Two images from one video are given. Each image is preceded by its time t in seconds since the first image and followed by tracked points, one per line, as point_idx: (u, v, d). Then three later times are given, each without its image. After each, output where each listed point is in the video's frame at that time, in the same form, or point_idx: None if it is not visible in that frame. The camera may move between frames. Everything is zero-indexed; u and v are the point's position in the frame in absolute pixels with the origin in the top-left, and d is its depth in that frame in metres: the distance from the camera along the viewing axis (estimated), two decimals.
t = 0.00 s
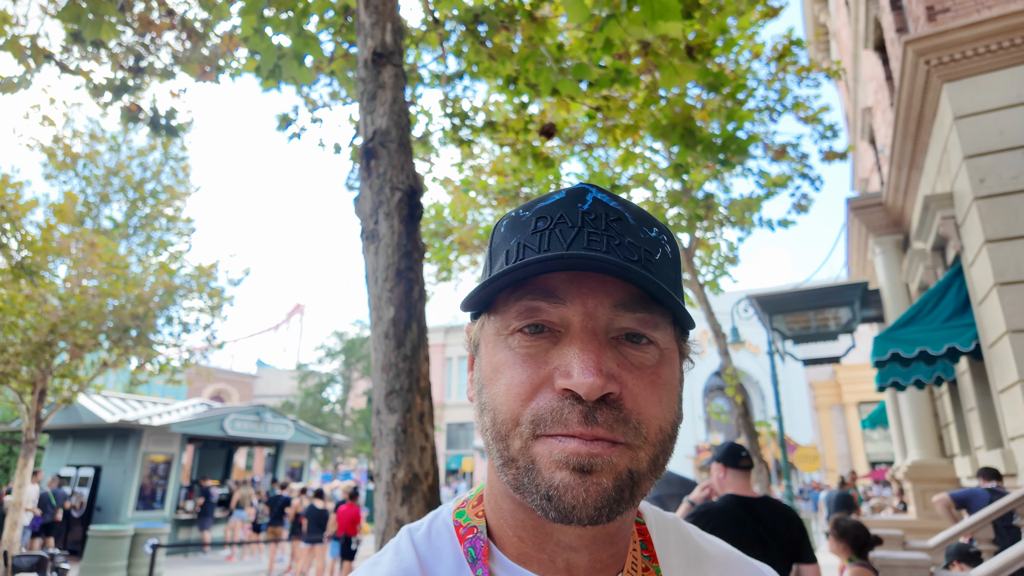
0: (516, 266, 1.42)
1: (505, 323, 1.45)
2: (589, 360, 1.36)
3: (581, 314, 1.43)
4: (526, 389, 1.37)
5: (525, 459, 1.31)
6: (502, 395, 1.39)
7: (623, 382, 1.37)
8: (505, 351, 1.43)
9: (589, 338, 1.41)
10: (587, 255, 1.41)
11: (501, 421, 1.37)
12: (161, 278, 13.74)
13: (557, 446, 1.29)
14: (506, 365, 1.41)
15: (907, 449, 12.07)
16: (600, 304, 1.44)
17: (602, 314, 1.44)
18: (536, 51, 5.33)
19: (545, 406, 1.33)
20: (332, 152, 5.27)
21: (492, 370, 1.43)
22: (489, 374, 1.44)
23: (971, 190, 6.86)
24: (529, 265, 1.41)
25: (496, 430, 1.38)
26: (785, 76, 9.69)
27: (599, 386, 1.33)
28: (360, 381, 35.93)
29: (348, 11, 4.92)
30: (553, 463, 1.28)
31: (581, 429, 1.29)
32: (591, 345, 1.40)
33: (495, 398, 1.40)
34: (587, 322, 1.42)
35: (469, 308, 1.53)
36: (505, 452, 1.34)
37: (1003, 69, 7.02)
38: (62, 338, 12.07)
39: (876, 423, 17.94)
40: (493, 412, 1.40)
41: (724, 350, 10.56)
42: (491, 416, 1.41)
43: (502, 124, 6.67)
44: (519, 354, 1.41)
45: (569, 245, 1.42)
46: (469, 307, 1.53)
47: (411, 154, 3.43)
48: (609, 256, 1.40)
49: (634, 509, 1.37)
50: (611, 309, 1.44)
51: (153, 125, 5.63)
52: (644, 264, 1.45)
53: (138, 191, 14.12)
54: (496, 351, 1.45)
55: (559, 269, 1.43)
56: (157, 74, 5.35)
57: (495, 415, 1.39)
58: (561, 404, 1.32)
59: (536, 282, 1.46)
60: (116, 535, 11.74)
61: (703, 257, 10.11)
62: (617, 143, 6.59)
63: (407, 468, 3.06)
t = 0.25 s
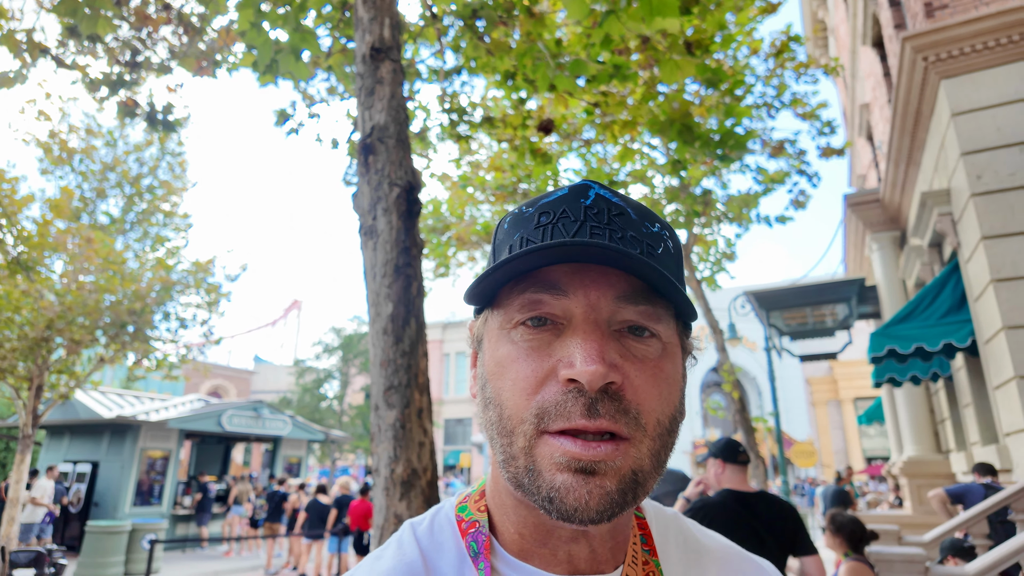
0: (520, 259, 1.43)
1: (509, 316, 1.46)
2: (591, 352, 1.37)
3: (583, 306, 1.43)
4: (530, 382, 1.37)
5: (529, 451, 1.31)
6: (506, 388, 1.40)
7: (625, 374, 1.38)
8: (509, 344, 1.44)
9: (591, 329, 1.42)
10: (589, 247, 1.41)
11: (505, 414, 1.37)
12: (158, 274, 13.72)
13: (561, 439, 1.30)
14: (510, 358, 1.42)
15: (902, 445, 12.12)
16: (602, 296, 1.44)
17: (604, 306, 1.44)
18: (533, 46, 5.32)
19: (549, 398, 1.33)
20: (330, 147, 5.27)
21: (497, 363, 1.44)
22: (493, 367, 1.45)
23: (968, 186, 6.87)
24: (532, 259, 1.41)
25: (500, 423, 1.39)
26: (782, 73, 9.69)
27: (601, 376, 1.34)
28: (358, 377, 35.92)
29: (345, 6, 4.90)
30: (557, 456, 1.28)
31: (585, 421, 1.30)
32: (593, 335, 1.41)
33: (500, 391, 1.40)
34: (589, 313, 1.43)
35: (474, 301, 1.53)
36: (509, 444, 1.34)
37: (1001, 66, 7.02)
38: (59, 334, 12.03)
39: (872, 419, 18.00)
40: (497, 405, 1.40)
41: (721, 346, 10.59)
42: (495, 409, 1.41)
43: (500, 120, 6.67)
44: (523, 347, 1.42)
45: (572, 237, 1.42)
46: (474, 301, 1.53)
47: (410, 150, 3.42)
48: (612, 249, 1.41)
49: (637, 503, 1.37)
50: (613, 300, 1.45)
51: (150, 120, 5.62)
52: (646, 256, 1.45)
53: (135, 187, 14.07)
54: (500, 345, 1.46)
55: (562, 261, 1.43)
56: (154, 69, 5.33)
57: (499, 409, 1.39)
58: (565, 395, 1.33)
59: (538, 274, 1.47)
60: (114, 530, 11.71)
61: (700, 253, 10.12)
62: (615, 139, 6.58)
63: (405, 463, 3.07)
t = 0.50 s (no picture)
0: (518, 256, 1.46)
1: (508, 313, 1.49)
2: (589, 347, 1.39)
3: (580, 301, 1.46)
4: (530, 378, 1.40)
5: (529, 447, 1.33)
6: (506, 384, 1.43)
7: (623, 369, 1.41)
8: (508, 340, 1.46)
9: (589, 324, 1.44)
10: (585, 243, 1.44)
11: (505, 410, 1.40)
12: (157, 269, 13.74)
13: (560, 434, 1.32)
14: (510, 354, 1.44)
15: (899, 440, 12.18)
16: (599, 291, 1.47)
17: (601, 301, 1.47)
18: (532, 42, 5.34)
19: (548, 395, 1.36)
20: (328, 143, 5.28)
21: (497, 359, 1.46)
22: (493, 363, 1.47)
23: (965, 183, 6.90)
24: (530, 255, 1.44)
25: (501, 419, 1.41)
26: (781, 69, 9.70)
27: (598, 370, 1.37)
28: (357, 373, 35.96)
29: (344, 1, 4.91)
30: (557, 451, 1.31)
31: (584, 416, 1.32)
32: (590, 330, 1.44)
33: (500, 387, 1.43)
34: (587, 309, 1.46)
35: (474, 298, 1.56)
36: (510, 440, 1.37)
37: (999, 62, 7.05)
38: (58, 329, 12.04)
39: (870, 415, 18.08)
40: (497, 401, 1.43)
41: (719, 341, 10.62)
42: (496, 405, 1.44)
43: (498, 116, 6.68)
44: (522, 343, 1.44)
45: (568, 233, 1.45)
46: (473, 298, 1.56)
47: (409, 146, 3.44)
48: (608, 245, 1.43)
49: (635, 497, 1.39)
50: (610, 295, 1.48)
51: (148, 116, 5.62)
52: (642, 251, 1.47)
53: (134, 182, 14.07)
54: (500, 341, 1.48)
55: (559, 257, 1.46)
56: (152, 65, 5.34)
57: (499, 404, 1.42)
58: (563, 391, 1.35)
59: (536, 270, 1.50)
60: (113, 526, 11.75)
61: (698, 249, 10.15)
62: (613, 135, 6.60)
63: (405, 458, 3.10)
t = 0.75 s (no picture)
0: (510, 257, 1.45)
1: (501, 315, 1.48)
2: (582, 347, 1.39)
3: (574, 302, 1.45)
4: (523, 379, 1.39)
5: (524, 448, 1.33)
6: (499, 385, 1.42)
7: (617, 368, 1.40)
8: (502, 342, 1.45)
9: (582, 324, 1.44)
10: (578, 242, 1.43)
11: (499, 411, 1.39)
12: (155, 265, 13.70)
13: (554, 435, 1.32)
14: (502, 355, 1.44)
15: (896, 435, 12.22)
16: (592, 291, 1.46)
17: (595, 300, 1.46)
18: (531, 37, 5.31)
19: (542, 396, 1.36)
20: (325, 138, 5.26)
21: (491, 361, 1.46)
22: (487, 365, 1.46)
23: (963, 179, 6.90)
24: (523, 255, 1.43)
25: (495, 420, 1.41)
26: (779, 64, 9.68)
27: (592, 371, 1.36)
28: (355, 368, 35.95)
29: None
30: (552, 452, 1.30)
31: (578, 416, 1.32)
32: (584, 330, 1.43)
33: (494, 389, 1.43)
34: (580, 309, 1.45)
35: (466, 300, 1.55)
36: (504, 442, 1.36)
37: (998, 58, 7.03)
38: (55, 325, 12.00)
39: (867, 410, 18.12)
40: (491, 403, 1.42)
41: (717, 337, 10.63)
42: (490, 407, 1.43)
43: (496, 111, 6.66)
44: (515, 344, 1.44)
45: (561, 233, 1.44)
46: (466, 300, 1.55)
47: (405, 142, 3.43)
48: (601, 244, 1.43)
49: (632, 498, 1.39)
50: (603, 295, 1.47)
51: (144, 111, 5.60)
52: (635, 250, 1.47)
53: (130, 177, 14.02)
54: (493, 342, 1.47)
55: (552, 257, 1.45)
56: (148, 59, 5.31)
57: (494, 407, 1.41)
58: (557, 392, 1.35)
59: (529, 271, 1.49)
60: (111, 521, 11.75)
61: (696, 245, 10.14)
62: (612, 131, 6.58)
63: (402, 455, 3.09)
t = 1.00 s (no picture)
0: (508, 239, 1.46)
1: (499, 293, 1.50)
2: (579, 322, 1.41)
3: (571, 281, 1.47)
4: (521, 354, 1.42)
5: (522, 421, 1.36)
6: (498, 361, 1.44)
7: (614, 342, 1.43)
8: (500, 320, 1.48)
9: (580, 302, 1.46)
10: (575, 223, 1.44)
11: (497, 386, 1.42)
12: (153, 239, 13.68)
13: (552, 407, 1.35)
14: (500, 332, 1.46)
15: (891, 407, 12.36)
16: (590, 270, 1.48)
17: (592, 279, 1.48)
18: (531, 11, 5.22)
19: (539, 369, 1.39)
20: (323, 113, 5.21)
21: (489, 339, 1.48)
22: (485, 342, 1.49)
23: (965, 154, 6.86)
24: (521, 237, 1.45)
25: (494, 395, 1.43)
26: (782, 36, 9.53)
27: (589, 346, 1.39)
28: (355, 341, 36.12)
29: None
30: (551, 424, 1.34)
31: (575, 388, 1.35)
32: (581, 308, 1.45)
33: (492, 365, 1.45)
34: (578, 287, 1.47)
35: (465, 281, 1.57)
36: (503, 415, 1.39)
37: (1004, 30, 6.93)
38: (54, 299, 12.01)
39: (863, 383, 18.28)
40: (490, 379, 1.45)
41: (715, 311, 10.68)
42: (489, 382, 1.46)
43: (495, 85, 6.57)
44: (514, 322, 1.46)
45: (559, 214, 1.45)
46: (465, 281, 1.57)
47: (403, 118, 3.40)
48: (598, 226, 1.44)
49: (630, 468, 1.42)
50: (600, 275, 1.49)
51: (139, 85, 5.53)
52: (632, 231, 1.48)
53: (126, 151, 13.89)
54: (492, 320, 1.50)
55: (549, 237, 1.47)
56: (141, 32, 5.23)
57: (493, 382, 1.44)
58: (555, 365, 1.38)
59: (528, 251, 1.51)
60: (116, 491, 11.96)
61: (696, 219, 10.12)
62: (612, 106, 6.52)
63: (403, 430, 3.14)
